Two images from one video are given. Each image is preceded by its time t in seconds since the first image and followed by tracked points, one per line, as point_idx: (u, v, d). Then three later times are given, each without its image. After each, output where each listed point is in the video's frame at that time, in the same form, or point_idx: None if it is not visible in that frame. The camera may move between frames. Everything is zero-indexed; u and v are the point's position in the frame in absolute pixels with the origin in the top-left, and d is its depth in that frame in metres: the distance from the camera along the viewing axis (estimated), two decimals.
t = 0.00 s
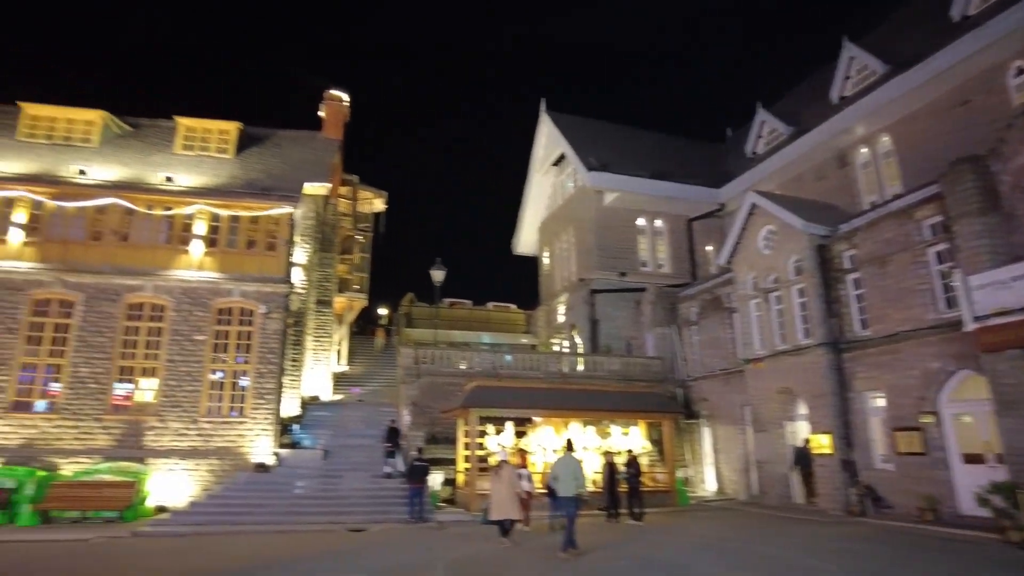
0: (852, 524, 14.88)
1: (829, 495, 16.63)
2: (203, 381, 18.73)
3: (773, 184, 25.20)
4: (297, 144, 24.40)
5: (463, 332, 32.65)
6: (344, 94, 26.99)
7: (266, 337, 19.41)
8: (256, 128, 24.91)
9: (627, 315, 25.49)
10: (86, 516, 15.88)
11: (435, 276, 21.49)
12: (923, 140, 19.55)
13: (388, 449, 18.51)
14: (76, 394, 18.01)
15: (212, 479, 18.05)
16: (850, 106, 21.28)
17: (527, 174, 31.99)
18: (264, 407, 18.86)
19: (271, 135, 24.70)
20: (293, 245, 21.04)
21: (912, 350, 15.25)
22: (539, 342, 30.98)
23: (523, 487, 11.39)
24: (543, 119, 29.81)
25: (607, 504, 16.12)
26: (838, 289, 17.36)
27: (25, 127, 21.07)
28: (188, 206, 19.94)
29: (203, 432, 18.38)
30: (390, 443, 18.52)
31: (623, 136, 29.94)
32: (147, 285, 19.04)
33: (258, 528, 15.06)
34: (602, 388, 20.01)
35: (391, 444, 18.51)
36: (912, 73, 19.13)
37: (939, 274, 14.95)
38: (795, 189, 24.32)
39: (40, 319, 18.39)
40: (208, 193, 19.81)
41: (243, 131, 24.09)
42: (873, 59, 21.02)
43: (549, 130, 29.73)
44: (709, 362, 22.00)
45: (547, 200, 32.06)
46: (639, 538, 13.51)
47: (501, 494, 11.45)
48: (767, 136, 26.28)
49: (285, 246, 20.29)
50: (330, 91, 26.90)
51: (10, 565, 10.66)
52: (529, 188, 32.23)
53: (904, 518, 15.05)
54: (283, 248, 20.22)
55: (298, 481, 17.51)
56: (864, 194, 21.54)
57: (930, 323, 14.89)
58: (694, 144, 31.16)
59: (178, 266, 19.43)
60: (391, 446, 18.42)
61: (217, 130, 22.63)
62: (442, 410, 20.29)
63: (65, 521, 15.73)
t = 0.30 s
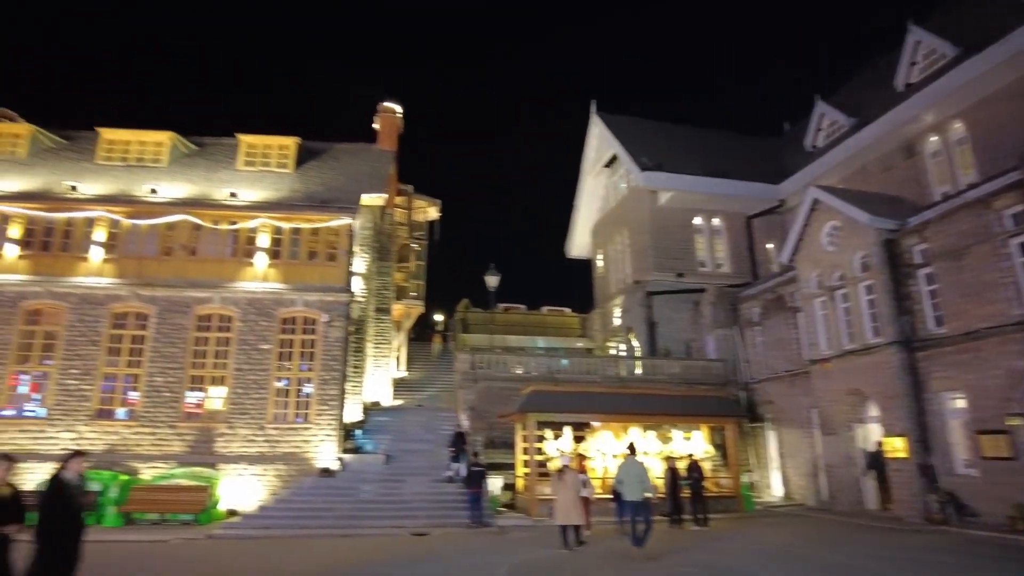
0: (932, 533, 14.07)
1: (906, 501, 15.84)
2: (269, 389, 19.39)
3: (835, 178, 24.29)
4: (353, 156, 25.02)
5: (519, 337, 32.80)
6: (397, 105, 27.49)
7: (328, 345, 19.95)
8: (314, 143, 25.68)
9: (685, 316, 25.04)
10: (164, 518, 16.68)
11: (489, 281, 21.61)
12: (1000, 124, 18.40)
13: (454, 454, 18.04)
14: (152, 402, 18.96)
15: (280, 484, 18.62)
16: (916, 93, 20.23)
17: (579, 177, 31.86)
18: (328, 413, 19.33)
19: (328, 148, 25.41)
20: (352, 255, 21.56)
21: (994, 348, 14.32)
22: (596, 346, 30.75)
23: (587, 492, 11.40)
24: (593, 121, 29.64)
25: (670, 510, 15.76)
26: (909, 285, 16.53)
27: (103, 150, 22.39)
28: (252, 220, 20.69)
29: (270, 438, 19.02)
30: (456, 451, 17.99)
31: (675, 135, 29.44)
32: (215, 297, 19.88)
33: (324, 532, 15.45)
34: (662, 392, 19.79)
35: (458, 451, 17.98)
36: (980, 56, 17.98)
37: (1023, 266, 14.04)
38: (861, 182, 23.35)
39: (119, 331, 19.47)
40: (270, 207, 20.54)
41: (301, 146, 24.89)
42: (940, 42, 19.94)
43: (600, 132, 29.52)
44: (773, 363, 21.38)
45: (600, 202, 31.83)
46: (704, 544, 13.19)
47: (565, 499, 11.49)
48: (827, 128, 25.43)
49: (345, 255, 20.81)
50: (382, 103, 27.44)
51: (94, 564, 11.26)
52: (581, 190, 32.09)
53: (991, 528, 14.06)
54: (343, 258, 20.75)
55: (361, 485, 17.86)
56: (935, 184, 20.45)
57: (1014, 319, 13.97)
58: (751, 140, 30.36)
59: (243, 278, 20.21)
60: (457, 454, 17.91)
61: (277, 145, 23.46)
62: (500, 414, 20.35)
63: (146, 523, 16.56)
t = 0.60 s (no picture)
0: None
1: (999, 507, 14.85)
2: (337, 394, 19.93)
3: (908, 165, 23.09)
4: (410, 165, 25.48)
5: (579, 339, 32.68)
6: (451, 113, 27.84)
7: (392, 350, 20.35)
8: (372, 154, 26.32)
9: (751, 315, 24.37)
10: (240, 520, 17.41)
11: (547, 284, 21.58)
12: None
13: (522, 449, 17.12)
14: (227, 408, 19.80)
15: (349, 487, 19.08)
16: (998, 71, 19.00)
17: (635, 176, 31.48)
18: (393, 417, 19.71)
19: (386, 159, 25.97)
20: (412, 261, 21.94)
21: None
22: (658, 347, 30.26)
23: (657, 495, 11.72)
24: (649, 119, 29.24)
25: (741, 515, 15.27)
26: (995, 276, 15.51)
27: (177, 169, 23.60)
28: (316, 230, 21.34)
29: (338, 442, 19.53)
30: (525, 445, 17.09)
31: (734, 129, 28.69)
32: (283, 305, 20.60)
33: (392, 535, 15.73)
34: (727, 394, 19.34)
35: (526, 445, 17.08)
36: None
37: None
38: (937, 169, 22.05)
39: (195, 341, 20.44)
40: (334, 217, 21.14)
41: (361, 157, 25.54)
42: None
43: (657, 129, 29.08)
44: (846, 361, 20.51)
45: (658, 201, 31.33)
46: (778, 550, 12.74)
47: (636, 502, 11.90)
48: (898, 114, 24.41)
49: (406, 263, 21.21)
50: (437, 112, 27.84)
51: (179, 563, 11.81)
52: (638, 189, 31.69)
53: None
54: (404, 265, 21.15)
55: (426, 489, 18.10)
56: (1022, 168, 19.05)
57: None
58: (815, 131, 29.28)
59: (310, 287, 20.87)
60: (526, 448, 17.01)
61: (338, 158, 24.16)
62: (562, 417, 20.27)
63: (223, 524, 17.33)
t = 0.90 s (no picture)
0: None
1: None
2: (407, 397, 20.37)
3: (998, 145, 21.58)
4: (470, 170, 25.76)
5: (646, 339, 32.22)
6: (510, 116, 27.97)
7: (460, 352, 20.66)
8: (434, 161, 26.78)
9: (829, 309, 23.54)
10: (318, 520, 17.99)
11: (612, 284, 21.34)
12: None
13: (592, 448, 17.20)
14: (304, 411, 20.56)
15: (421, 488, 19.44)
16: None
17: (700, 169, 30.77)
18: (463, 418, 20.00)
19: (448, 165, 26.35)
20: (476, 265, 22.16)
21: None
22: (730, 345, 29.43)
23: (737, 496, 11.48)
24: (713, 110, 28.53)
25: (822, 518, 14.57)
26: None
27: (251, 184, 24.69)
28: (383, 238, 21.87)
29: (410, 443, 19.95)
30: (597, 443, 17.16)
31: (804, 116, 27.62)
32: (354, 311, 21.25)
33: (466, 535, 15.94)
34: (797, 393, 18.36)
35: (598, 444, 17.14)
36: None
37: None
38: None
39: (272, 347, 21.33)
40: (399, 224, 21.65)
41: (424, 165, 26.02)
42: None
43: (721, 121, 28.33)
44: (933, 356, 19.38)
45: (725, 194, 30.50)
46: (867, 556, 12.15)
47: (715, 504, 11.65)
48: (985, 90, 23.08)
49: (470, 266, 21.45)
50: (496, 115, 28.02)
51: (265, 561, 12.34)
52: (704, 183, 30.98)
53: None
54: (468, 268, 21.40)
55: (497, 490, 18.24)
56: None
57: None
58: (892, 114, 27.81)
59: (379, 293, 21.42)
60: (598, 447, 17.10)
61: (401, 166, 24.72)
62: (632, 418, 20.03)
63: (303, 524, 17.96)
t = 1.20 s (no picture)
0: None
1: None
2: (480, 397, 20.60)
3: None
4: (535, 170, 25.78)
5: (721, 336, 31.30)
6: (573, 114, 27.80)
7: (529, 352, 20.69)
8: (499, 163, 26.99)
9: (919, 298, 22.43)
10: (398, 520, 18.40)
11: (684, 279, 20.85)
12: None
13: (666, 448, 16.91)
14: (381, 413, 21.14)
15: (496, 488, 19.58)
16: None
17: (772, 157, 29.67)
18: (535, 418, 20.01)
19: (512, 166, 26.47)
20: (544, 265, 22.15)
21: None
22: (811, 340, 28.21)
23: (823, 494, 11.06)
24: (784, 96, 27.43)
25: (923, 520, 13.65)
26: None
27: (325, 194, 25.62)
28: (451, 241, 22.20)
29: (484, 443, 20.14)
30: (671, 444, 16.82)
31: (884, 96, 26.14)
32: (426, 314, 21.70)
33: (543, 535, 15.98)
34: (898, 385, 17.26)
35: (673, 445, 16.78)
36: None
37: None
38: None
39: (349, 351, 22.05)
40: (467, 227, 21.95)
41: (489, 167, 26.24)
42: None
43: (793, 106, 27.20)
44: None
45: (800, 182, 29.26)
46: (975, 562, 11.32)
47: (801, 505, 11.21)
48: None
49: (537, 266, 21.49)
50: (559, 114, 27.92)
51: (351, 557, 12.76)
52: (777, 172, 29.85)
53: None
54: (536, 268, 21.43)
55: (572, 490, 18.17)
56: None
57: None
58: (983, 88, 25.89)
59: (449, 295, 21.75)
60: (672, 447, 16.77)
61: (467, 169, 25.05)
62: (710, 416, 19.51)
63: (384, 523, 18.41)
